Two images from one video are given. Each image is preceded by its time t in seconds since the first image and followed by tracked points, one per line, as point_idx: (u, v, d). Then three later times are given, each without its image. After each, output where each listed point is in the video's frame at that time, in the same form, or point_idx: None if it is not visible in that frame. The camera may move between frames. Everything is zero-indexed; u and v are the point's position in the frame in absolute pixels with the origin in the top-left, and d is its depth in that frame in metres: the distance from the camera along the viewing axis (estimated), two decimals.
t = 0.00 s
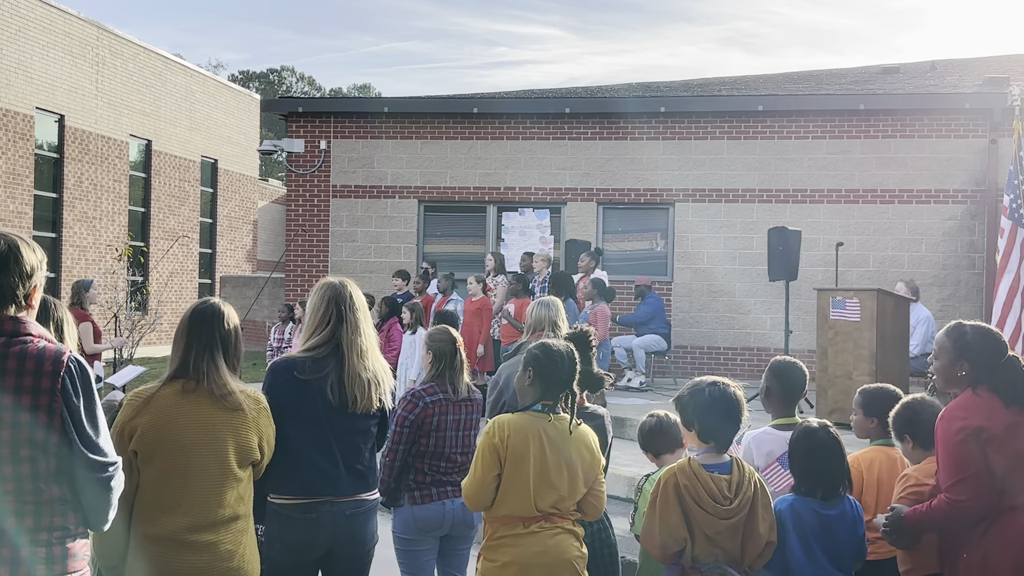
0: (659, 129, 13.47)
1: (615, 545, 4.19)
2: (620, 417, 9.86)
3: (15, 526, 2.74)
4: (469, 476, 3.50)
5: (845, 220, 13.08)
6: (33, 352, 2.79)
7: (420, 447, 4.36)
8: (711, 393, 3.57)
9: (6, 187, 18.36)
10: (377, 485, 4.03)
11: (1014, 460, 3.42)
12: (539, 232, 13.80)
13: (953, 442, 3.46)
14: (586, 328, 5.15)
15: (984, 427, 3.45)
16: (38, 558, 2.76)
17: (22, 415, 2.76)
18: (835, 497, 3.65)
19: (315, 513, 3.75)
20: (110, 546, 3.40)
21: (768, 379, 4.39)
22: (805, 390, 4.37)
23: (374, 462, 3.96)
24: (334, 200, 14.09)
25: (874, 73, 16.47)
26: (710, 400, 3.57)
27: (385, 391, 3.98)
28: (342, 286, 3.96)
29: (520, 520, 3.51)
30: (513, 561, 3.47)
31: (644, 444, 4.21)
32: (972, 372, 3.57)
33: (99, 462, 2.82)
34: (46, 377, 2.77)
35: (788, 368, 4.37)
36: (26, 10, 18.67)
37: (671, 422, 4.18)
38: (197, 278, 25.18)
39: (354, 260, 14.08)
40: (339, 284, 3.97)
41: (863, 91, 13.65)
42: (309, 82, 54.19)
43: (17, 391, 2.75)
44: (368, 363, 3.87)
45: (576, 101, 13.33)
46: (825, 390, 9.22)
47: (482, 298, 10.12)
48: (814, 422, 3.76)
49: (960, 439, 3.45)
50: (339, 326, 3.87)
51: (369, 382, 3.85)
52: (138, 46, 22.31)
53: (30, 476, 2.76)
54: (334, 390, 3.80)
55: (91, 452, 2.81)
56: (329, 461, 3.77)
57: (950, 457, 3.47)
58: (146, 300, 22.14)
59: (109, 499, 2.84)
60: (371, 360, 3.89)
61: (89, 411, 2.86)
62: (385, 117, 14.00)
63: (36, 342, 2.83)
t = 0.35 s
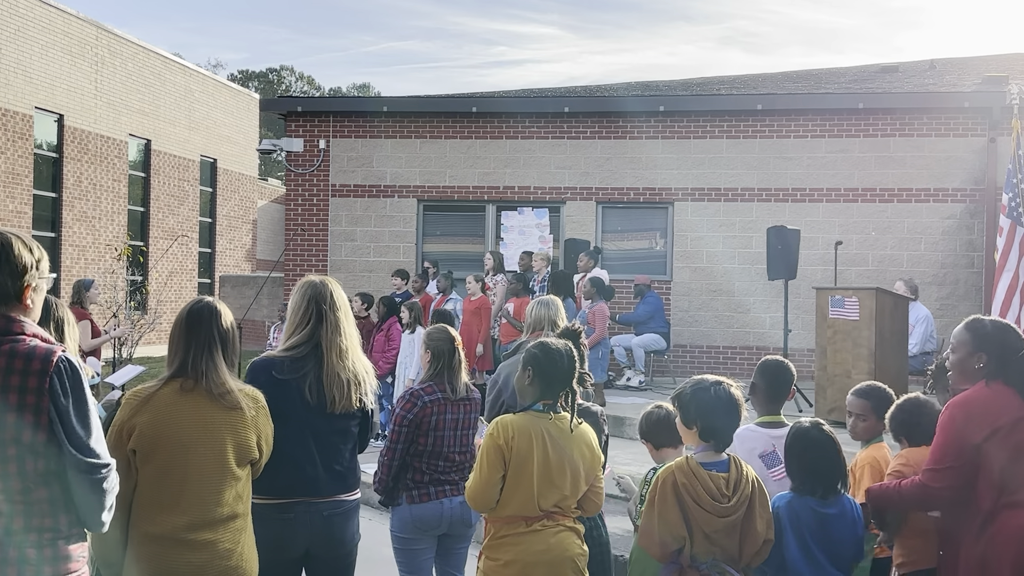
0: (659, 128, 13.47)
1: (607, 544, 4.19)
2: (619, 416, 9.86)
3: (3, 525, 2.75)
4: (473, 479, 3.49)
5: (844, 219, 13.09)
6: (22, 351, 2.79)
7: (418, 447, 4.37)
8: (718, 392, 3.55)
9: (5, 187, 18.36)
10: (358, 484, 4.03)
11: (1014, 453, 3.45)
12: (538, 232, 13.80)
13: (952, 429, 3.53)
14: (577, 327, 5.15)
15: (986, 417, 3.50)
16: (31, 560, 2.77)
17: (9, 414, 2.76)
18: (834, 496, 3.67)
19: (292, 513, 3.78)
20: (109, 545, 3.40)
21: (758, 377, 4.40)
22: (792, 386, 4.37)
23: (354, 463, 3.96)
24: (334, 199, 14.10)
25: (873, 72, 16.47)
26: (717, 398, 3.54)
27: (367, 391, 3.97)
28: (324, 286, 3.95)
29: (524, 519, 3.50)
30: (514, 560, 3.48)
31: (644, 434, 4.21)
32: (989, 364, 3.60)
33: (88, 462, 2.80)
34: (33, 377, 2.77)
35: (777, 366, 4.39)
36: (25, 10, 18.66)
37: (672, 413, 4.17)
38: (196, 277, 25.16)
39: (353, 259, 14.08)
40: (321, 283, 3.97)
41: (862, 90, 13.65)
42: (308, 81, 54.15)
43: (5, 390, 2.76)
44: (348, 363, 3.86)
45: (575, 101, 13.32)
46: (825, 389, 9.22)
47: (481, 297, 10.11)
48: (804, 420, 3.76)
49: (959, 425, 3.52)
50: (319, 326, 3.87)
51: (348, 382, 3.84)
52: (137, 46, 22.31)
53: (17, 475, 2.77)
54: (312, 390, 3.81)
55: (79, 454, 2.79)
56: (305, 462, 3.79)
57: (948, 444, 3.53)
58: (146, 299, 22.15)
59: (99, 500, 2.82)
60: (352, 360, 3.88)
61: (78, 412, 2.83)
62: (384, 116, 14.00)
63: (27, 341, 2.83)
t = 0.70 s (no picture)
0: (659, 127, 13.47)
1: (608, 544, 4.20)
2: (619, 415, 9.87)
3: None
4: (471, 477, 3.49)
5: (844, 218, 13.09)
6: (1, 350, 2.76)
7: (418, 446, 4.38)
8: (720, 392, 3.54)
9: (5, 186, 18.36)
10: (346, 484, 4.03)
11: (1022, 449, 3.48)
12: (539, 231, 13.80)
13: (961, 421, 3.55)
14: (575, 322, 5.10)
15: (997, 410, 3.52)
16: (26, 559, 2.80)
17: None
18: (834, 494, 3.66)
19: (277, 513, 3.79)
20: (110, 543, 3.40)
21: (759, 374, 4.42)
22: (794, 383, 4.39)
23: (342, 463, 3.96)
24: (334, 198, 14.10)
25: (874, 70, 16.47)
26: (717, 398, 3.53)
27: (355, 391, 3.96)
28: (313, 285, 3.95)
29: (524, 517, 3.51)
30: (514, 559, 3.48)
31: (645, 433, 4.21)
32: (1012, 359, 3.57)
33: (70, 464, 2.78)
34: (11, 377, 2.74)
35: (778, 364, 4.42)
36: (25, 9, 18.65)
37: (673, 413, 4.16)
38: (196, 276, 25.16)
39: (354, 258, 14.08)
40: (311, 282, 3.97)
41: (863, 89, 13.64)
42: (308, 79, 54.14)
43: None
44: (334, 363, 3.86)
45: (576, 99, 13.32)
46: (825, 387, 9.22)
47: (481, 296, 10.10)
48: (812, 417, 3.77)
49: (969, 417, 3.54)
50: (305, 326, 3.87)
51: (333, 382, 3.84)
52: (137, 45, 22.29)
53: None
54: (296, 390, 3.81)
55: (60, 455, 2.77)
56: (290, 462, 3.80)
57: (956, 435, 3.54)
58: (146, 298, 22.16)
59: (83, 501, 2.80)
60: (339, 359, 3.87)
61: (59, 411, 2.80)
62: (384, 115, 13.99)
63: (12, 340, 2.80)
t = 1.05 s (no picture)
0: (661, 126, 13.46)
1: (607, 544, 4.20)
2: (620, 414, 9.87)
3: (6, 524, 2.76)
4: (470, 474, 3.50)
5: (845, 217, 13.08)
6: (26, 349, 2.81)
7: (419, 444, 4.37)
8: (722, 390, 3.55)
9: (7, 185, 18.36)
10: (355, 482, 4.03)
11: None
12: (540, 230, 13.80)
13: (964, 423, 3.55)
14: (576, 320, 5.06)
15: (998, 409, 3.53)
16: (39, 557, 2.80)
17: (13, 412, 2.77)
18: (830, 492, 3.66)
19: (285, 510, 3.79)
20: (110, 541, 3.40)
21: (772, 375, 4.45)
22: (804, 385, 4.44)
23: (349, 461, 3.95)
24: (335, 197, 14.09)
25: (875, 69, 16.44)
26: (720, 396, 3.54)
27: (360, 389, 3.96)
28: (317, 284, 3.96)
29: (523, 516, 3.51)
30: (512, 557, 3.48)
31: (643, 428, 4.16)
32: (1002, 358, 3.62)
33: (93, 459, 2.83)
34: (38, 374, 2.79)
35: (789, 366, 4.44)
36: (25, 8, 18.64)
37: (670, 410, 4.14)
38: (197, 276, 25.17)
39: (355, 257, 14.09)
40: (315, 281, 3.98)
41: (864, 87, 13.63)
42: (309, 78, 54.10)
43: (9, 388, 2.77)
44: (340, 360, 3.86)
45: (576, 98, 13.31)
46: (826, 386, 9.21)
47: (482, 295, 10.10)
48: (811, 415, 3.75)
49: (973, 419, 3.54)
50: (310, 325, 3.87)
51: (339, 379, 3.84)
52: (138, 44, 22.28)
53: (22, 473, 2.78)
54: (302, 388, 3.80)
55: (86, 450, 2.82)
56: (296, 461, 3.80)
57: (959, 436, 3.55)
58: (147, 297, 22.17)
59: (105, 496, 2.85)
60: (344, 357, 3.88)
61: (84, 408, 2.86)
62: (384, 114, 13.98)
63: (32, 338, 2.85)
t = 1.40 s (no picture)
0: (663, 124, 13.45)
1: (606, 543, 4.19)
2: (622, 413, 9.87)
3: (49, 511, 2.88)
4: (469, 474, 3.50)
5: (847, 215, 13.06)
6: (63, 343, 2.96)
7: (420, 443, 4.37)
8: (720, 390, 3.52)
9: (9, 185, 18.39)
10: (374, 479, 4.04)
11: None
12: (541, 228, 13.80)
13: (964, 430, 3.54)
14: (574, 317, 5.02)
15: (994, 414, 3.53)
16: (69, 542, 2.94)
17: (56, 402, 2.90)
18: (831, 490, 3.64)
19: (308, 507, 3.77)
20: (112, 540, 3.42)
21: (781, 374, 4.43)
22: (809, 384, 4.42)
23: (368, 458, 3.95)
24: (337, 196, 14.09)
25: (877, 67, 16.40)
26: (719, 393, 3.53)
27: (377, 387, 3.97)
28: (332, 283, 3.95)
29: (522, 515, 3.51)
30: (512, 555, 3.48)
31: (645, 427, 4.17)
32: (982, 364, 3.71)
33: (126, 449, 3.01)
34: (78, 365, 2.94)
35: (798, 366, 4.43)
36: (27, 8, 18.66)
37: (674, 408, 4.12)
38: (199, 275, 25.18)
39: (357, 256, 14.09)
40: (330, 280, 3.96)
41: (866, 85, 13.61)
42: (310, 77, 54.05)
43: (50, 379, 2.90)
44: (358, 358, 3.86)
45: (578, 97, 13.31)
46: (828, 385, 9.21)
47: (484, 294, 10.09)
48: (807, 414, 3.75)
49: (972, 426, 3.53)
50: (328, 323, 3.87)
51: (358, 377, 3.85)
52: (140, 43, 22.29)
53: (64, 461, 2.92)
54: (322, 387, 3.80)
55: (123, 437, 3.01)
56: (317, 458, 3.78)
57: (962, 445, 3.53)
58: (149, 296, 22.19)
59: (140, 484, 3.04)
60: (363, 355, 3.88)
61: (116, 398, 3.05)
62: (386, 113, 13.99)
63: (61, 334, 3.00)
